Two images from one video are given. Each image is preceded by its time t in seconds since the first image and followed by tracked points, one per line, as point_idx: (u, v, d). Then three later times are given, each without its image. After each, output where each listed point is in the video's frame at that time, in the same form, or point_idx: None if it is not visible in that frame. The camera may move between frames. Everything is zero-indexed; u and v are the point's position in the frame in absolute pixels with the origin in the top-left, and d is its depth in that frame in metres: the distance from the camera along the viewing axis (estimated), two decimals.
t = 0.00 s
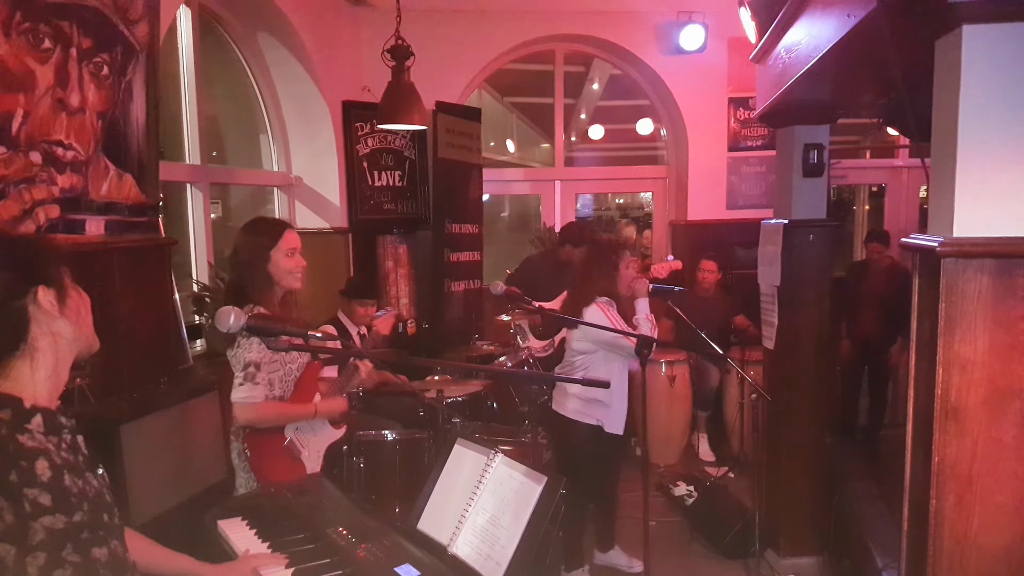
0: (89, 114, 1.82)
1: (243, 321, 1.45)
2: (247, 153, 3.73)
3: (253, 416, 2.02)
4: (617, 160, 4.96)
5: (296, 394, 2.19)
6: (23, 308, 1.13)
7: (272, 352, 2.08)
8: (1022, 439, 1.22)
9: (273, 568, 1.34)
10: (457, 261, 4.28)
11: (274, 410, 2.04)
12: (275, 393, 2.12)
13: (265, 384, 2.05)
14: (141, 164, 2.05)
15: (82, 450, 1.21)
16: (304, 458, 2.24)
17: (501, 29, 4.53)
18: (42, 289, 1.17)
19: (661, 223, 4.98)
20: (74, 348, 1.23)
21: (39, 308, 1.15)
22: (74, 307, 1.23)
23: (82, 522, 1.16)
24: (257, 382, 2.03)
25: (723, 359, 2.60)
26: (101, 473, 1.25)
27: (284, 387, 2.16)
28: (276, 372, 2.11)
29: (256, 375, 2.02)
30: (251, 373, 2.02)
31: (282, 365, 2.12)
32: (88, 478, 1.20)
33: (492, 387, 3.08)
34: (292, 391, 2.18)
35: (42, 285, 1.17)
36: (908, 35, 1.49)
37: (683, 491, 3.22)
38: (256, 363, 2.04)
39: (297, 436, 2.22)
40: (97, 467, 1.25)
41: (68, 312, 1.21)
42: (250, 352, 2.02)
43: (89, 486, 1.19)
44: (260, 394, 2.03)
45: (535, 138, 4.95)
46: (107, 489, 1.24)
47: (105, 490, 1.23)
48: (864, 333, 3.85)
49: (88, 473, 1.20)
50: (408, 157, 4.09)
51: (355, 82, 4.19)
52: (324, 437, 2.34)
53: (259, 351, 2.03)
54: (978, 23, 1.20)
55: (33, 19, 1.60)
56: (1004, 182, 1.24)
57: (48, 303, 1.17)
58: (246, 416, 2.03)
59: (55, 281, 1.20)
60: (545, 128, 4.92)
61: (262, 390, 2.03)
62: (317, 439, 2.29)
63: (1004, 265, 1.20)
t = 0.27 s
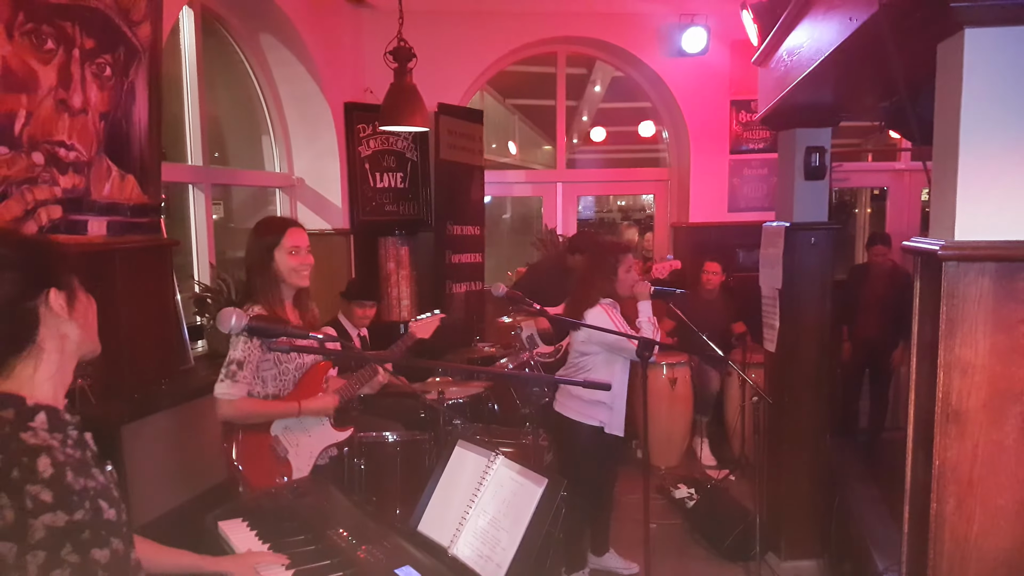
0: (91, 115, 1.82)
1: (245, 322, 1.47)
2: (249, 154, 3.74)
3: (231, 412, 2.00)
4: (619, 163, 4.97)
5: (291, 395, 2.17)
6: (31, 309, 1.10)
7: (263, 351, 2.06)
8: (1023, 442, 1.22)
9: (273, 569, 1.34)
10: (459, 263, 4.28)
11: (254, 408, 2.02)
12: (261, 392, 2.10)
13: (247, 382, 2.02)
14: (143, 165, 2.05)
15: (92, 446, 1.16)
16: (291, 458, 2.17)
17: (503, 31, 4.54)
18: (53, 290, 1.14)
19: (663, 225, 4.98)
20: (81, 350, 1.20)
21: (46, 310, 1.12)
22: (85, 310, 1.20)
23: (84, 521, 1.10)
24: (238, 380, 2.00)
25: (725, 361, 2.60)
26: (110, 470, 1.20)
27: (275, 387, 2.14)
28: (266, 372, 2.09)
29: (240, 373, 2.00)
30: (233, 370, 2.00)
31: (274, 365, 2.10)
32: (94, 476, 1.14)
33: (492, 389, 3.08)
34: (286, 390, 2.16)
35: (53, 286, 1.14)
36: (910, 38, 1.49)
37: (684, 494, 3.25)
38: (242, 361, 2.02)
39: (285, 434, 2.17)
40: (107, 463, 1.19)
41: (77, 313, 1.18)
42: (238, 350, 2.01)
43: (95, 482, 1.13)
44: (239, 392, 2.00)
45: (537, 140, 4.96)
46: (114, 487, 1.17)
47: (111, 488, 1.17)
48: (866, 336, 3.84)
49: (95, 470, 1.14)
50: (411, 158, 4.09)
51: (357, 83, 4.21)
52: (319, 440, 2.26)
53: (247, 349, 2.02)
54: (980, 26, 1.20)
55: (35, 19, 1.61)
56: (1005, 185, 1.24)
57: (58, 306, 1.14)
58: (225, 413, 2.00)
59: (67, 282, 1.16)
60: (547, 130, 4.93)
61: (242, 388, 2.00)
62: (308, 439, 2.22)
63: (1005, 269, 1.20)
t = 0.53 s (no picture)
0: (91, 115, 1.82)
1: (244, 323, 1.45)
2: (249, 155, 3.74)
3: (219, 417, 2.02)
4: (618, 164, 4.97)
5: (283, 401, 2.17)
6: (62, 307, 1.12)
7: (254, 358, 2.05)
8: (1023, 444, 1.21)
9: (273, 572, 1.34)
10: (458, 264, 4.28)
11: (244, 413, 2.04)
12: (251, 397, 2.11)
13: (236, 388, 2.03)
14: (143, 165, 2.05)
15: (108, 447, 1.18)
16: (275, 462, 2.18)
17: (504, 33, 4.54)
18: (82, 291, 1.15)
19: (663, 226, 4.98)
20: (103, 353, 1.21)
21: (75, 309, 1.14)
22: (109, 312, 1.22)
23: (106, 519, 1.11)
24: (226, 386, 2.00)
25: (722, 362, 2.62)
26: (125, 474, 1.21)
27: (267, 393, 2.14)
28: (257, 378, 2.09)
29: (228, 379, 2.00)
30: (221, 376, 1.99)
31: (265, 372, 2.10)
32: (113, 477, 1.15)
33: (492, 391, 3.05)
34: (278, 397, 2.17)
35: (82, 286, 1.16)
36: (910, 40, 1.49)
37: (684, 496, 3.25)
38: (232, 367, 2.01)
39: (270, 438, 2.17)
40: (121, 468, 1.21)
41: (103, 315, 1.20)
42: (228, 356, 2.00)
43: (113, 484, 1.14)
44: (227, 398, 2.01)
45: (537, 141, 4.96)
46: (131, 491, 1.19)
47: (127, 491, 1.18)
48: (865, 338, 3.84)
49: (114, 472, 1.16)
50: (411, 159, 4.10)
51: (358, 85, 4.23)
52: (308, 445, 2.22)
53: (237, 357, 2.00)
54: (981, 28, 1.20)
55: (35, 19, 1.61)
56: (1006, 187, 1.23)
57: (86, 305, 1.16)
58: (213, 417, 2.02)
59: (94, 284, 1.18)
60: (548, 131, 4.93)
61: (230, 394, 2.01)
62: (295, 444, 2.20)
63: (1005, 271, 1.19)
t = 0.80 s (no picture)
0: (91, 115, 1.82)
1: (244, 324, 1.45)
2: (249, 156, 3.74)
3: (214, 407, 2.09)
4: (618, 166, 4.97)
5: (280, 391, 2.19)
6: (73, 305, 1.12)
7: (244, 350, 2.12)
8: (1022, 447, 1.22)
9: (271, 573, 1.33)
10: (458, 265, 4.28)
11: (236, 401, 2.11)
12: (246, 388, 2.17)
13: (228, 378, 2.10)
14: (143, 165, 2.05)
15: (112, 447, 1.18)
16: (273, 452, 2.24)
17: (504, 35, 4.54)
18: (97, 290, 1.15)
19: (663, 229, 4.99)
20: (113, 355, 1.20)
21: (86, 309, 1.13)
22: (125, 314, 1.21)
23: (109, 517, 1.10)
24: (218, 375, 2.09)
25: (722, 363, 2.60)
26: (129, 470, 1.22)
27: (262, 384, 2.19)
28: (251, 369, 2.15)
29: (220, 369, 2.09)
30: (213, 366, 2.09)
31: (258, 363, 2.16)
32: (116, 475, 1.15)
33: (492, 392, 3.04)
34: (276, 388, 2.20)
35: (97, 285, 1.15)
36: (910, 44, 1.49)
37: (683, 498, 3.25)
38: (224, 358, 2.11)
39: (267, 429, 2.23)
40: (126, 464, 1.21)
41: (117, 316, 1.19)
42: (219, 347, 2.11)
43: (117, 481, 1.14)
44: (219, 387, 2.09)
45: (537, 143, 4.96)
46: (135, 486, 1.19)
47: (132, 487, 1.19)
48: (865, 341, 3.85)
49: (117, 469, 1.16)
50: (411, 160, 4.11)
51: (359, 86, 4.24)
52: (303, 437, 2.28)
53: (227, 348, 2.10)
54: (981, 32, 1.20)
55: (36, 19, 1.61)
56: (1005, 191, 1.24)
57: (98, 305, 1.15)
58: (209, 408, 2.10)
59: (113, 285, 1.17)
60: (548, 133, 4.93)
61: (222, 383, 2.09)
62: (291, 436, 2.25)
63: (1005, 274, 1.20)
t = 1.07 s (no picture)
0: (93, 115, 1.83)
1: (244, 325, 1.44)
2: (251, 156, 3.74)
3: (218, 411, 1.99)
4: (619, 169, 4.98)
5: (275, 393, 2.16)
6: (59, 315, 1.10)
7: (244, 351, 2.05)
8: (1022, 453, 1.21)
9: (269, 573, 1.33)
10: (458, 267, 4.28)
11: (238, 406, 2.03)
12: (243, 392, 2.09)
13: (230, 381, 2.02)
14: (145, 166, 2.05)
15: (104, 457, 1.17)
16: (272, 453, 2.19)
17: (506, 37, 4.54)
18: (88, 304, 1.12)
19: (664, 232, 4.99)
20: (101, 371, 1.17)
21: (72, 320, 1.11)
22: (118, 332, 1.17)
23: (95, 533, 1.09)
24: (221, 379, 1.99)
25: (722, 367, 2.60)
26: (122, 478, 1.20)
27: (257, 386, 2.13)
28: (248, 372, 2.09)
29: (222, 372, 1.99)
30: (215, 369, 1.99)
31: (255, 365, 2.10)
32: (105, 485, 1.13)
33: (491, 394, 3.06)
34: (269, 390, 2.16)
35: (88, 299, 1.12)
36: (911, 49, 1.50)
37: (683, 502, 3.24)
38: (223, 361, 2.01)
39: (265, 429, 2.19)
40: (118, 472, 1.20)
41: (107, 333, 1.16)
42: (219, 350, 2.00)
43: (106, 492, 1.13)
44: (222, 390, 2.00)
45: (538, 146, 4.97)
46: (126, 495, 1.18)
47: (123, 496, 1.17)
48: (865, 345, 3.84)
49: (106, 480, 1.14)
50: (412, 162, 4.12)
51: (361, 88, 4.24)
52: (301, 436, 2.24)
53: (227, 350, 2.01)
54: (983, 38, 1.20)
55: (40, 19, 1.62)
56: (1007, 197, 1.24)
57: (87, 319, 1.12)
58: (210, 412, 1.99)
59: (109, 302, 1.14)
60: (549, 136, 4.93)
61: (224, 386, 2.00)
62: (289, 435, 2.21)
63: (1006, 280, 1.19)
